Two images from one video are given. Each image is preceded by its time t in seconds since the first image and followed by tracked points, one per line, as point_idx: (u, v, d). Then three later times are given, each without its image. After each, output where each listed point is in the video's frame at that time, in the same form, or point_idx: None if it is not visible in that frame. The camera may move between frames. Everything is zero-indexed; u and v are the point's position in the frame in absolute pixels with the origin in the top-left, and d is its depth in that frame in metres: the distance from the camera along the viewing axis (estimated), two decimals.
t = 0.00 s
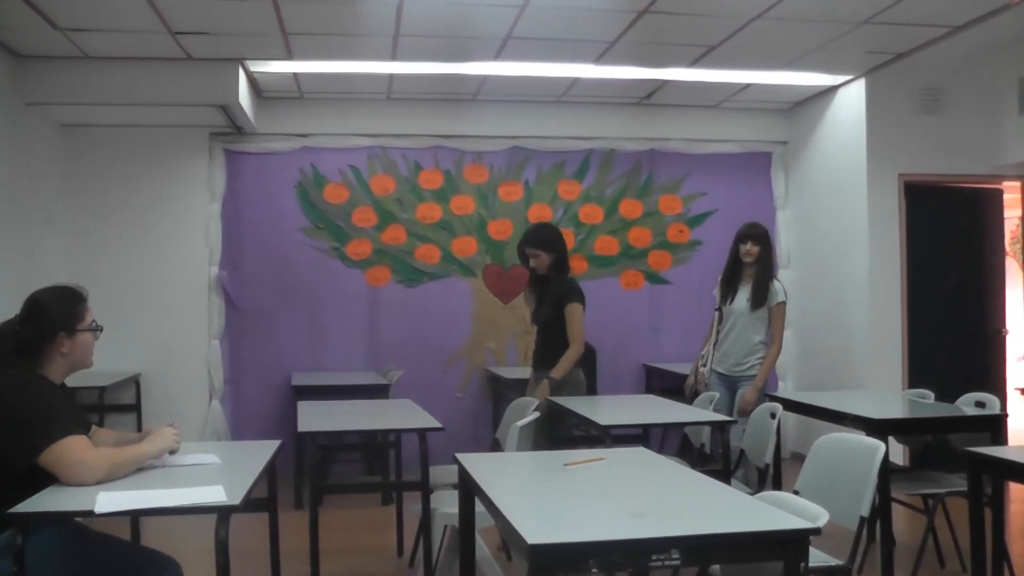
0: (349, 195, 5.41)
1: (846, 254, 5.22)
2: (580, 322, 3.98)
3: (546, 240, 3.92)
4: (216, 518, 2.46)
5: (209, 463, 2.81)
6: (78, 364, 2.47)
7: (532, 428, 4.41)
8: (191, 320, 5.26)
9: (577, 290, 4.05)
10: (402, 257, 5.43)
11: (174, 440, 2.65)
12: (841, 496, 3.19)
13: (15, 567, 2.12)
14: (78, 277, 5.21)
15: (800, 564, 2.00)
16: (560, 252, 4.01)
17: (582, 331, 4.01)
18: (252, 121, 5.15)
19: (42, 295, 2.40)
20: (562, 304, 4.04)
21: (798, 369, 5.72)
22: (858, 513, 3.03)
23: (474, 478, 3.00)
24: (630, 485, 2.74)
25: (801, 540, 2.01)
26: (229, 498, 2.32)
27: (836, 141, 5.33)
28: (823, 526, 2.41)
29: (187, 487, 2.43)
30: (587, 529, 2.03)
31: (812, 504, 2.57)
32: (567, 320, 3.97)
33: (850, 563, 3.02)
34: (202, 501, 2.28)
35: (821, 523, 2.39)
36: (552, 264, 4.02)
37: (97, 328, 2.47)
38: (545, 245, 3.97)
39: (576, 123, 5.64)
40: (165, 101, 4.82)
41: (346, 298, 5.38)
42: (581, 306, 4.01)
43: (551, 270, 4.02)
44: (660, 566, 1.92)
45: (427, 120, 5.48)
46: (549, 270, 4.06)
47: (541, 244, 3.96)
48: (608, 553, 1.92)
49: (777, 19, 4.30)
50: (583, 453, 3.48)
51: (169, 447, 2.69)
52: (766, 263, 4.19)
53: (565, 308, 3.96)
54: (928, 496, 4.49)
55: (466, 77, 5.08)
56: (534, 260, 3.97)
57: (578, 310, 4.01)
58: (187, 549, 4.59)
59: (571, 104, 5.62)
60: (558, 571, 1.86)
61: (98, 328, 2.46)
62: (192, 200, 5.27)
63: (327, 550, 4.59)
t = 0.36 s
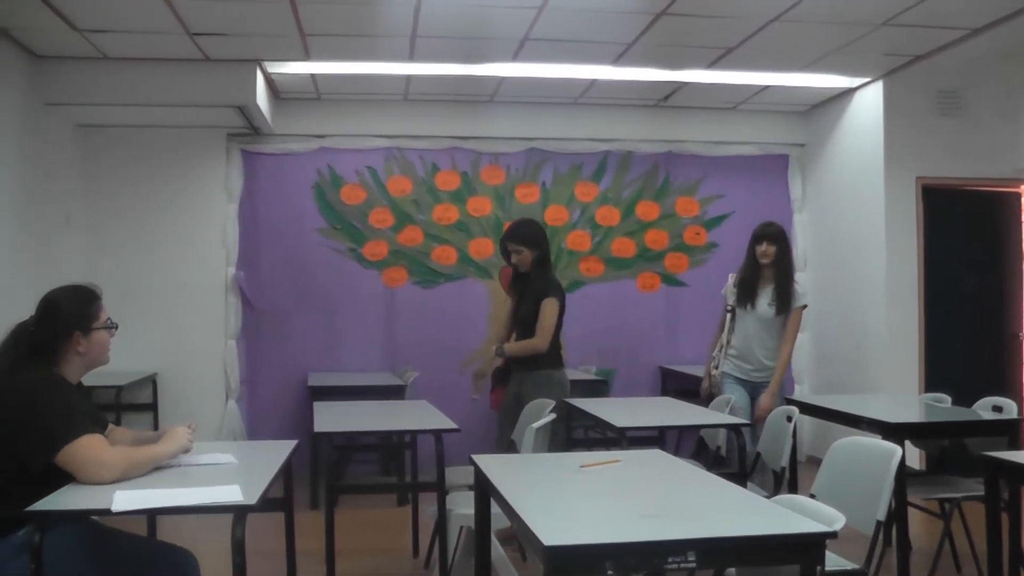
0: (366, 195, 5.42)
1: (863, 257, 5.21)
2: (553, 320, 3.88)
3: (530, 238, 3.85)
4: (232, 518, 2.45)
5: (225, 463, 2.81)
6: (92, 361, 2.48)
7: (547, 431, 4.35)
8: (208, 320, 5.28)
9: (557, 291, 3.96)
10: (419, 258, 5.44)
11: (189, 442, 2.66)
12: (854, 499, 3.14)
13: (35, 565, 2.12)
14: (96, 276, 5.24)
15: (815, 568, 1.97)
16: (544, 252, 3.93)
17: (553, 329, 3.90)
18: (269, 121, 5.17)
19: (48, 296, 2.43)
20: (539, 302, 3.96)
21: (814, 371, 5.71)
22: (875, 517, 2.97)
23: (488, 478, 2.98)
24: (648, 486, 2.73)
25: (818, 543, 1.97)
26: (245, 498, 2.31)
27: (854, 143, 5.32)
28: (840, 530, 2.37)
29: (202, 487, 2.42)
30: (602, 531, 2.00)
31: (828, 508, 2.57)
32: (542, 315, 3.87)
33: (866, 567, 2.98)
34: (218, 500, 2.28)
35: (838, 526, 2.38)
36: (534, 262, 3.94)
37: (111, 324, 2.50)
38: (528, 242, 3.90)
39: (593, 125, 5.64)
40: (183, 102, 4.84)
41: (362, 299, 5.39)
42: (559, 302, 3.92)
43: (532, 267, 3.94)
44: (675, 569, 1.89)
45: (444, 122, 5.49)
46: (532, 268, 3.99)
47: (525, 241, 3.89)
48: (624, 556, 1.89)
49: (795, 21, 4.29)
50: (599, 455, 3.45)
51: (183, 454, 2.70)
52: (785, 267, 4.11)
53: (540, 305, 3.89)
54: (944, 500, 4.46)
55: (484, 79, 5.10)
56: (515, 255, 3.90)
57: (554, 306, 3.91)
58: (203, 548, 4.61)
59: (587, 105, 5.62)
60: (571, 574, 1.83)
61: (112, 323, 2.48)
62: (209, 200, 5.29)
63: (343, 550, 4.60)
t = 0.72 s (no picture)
0: (385, 197, 5.44)
1: (884, 258, 5.18)
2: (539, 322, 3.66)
3: (512, 235, 3.64)
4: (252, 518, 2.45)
5: (244, 463, 2.80)
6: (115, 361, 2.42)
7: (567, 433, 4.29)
8: (228, 321, 5.30)
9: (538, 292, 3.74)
10: (438, 259, 5.45)
11: (205, 439, 2.63)
12: (874, 500, 3.06)
13: (55, 564, 2.10)
14: (118, 277, 5.28)
15: (837, 572, 1.93)
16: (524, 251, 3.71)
17: (538, 331, 3.67)
18: (289, 123, 5.20)
19: (65, 298, 2.39)
20: (520, 303, 3.74)
21: (834, 374, 5.68)
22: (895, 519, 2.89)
23: (506, 475, 2.97)
24: (674, 484, 2.73)
25: (840, 547, 1.93)
26: (265, 498, 2.31)
27: (874, 144, 5.30)
28: (860, 533, 2.33)
29: (223, 487, 2.42)
30: (623, 532, 1.97)
31: (848, 509, 2.51)
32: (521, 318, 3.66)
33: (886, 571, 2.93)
34: (239, 500, 2.27)
35: (858, 530, 2.32)
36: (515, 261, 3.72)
37: (131, 324, 2.46)
38: (509, 240, 3.68)
39: (612, 126, 5.64)
40: (205, 104, 4.86)
41: (382, 300, 5.41)
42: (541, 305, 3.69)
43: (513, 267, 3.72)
44: (696, 572, 1.86)
45: (464, 123, 5.51)
46: (513, 268, 3.76)
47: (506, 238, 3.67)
48: (645, 558, 1.87)
49: (816, 22, 4.27)
50: (619, 458, 3.31)
51: (201, 453, 2.68)
52: (808, 271, 3.97)
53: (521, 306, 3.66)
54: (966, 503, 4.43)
55: (504, 81, 5.11)
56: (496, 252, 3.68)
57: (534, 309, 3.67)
58: (224, 548, 4.63)
59: (606, 107, 5.62)
60: None
61: (133, 323, 2.44)
62: (229, 201, 5.32)
63: (363, 551, 4.62)
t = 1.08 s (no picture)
0: (401, 198, 5.46)
1: (900, 259, 5.17)
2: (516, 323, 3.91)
3: (503, 236, 3.94)
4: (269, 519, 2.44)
5: (262, 463, 2.79)
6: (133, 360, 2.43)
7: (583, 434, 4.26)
8: (245, 321, 5.33)
9: (520, 297, 4.01)
10: (454, 261, 5.47)
11: (227, 442, 2.69)
12: (890, 503, 2.98)
13: (71, 564, 2.10)
14: (134, 279, 5.30)
15: (852, 574, 1.92)
16: (511, 257, 4.01)
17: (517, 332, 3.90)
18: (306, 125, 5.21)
19: (82, 300, 2.39)
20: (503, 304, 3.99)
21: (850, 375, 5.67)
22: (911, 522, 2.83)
23: (520, 473, 2.97)
24: (694, 484, 2.73)
25: (855, 550, 1.93)
26: (281, 498, 2.31)
27: (891, 145, 5.29)
28: (875, 534, 2.28)
29: (241, 487, 2.43)
30: (645, 533, 1.96)
31: (866, 513, 2.42)
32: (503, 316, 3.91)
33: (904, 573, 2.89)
34: (256, 501, 2.27)
35: (875, 533, 2.26)
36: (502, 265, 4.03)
37: (147, 327, 2.45)
38: (499, 243, 3.99)
39: (628, 127, 5.64)
40: (221, 106, 4.88)
41: (398, 301, 5.43)
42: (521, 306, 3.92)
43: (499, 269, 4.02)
44: (712, 572, 1.86)
45: (480, 125, 5.52)
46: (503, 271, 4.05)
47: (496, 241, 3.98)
48: (662, 559, 1.86)
49: (834, 22, 4.26)
50: (633, 459, 3.21)
51: (220, 455, 2.69)
52: (842, 266, 3.78)
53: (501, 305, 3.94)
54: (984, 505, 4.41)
55: (519, 82, 5.11)
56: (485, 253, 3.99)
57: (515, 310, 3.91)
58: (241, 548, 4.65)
59: (623, 108, 5.62)
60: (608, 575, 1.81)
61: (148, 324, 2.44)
62: (246, 202, 5.35)
63: (379, 551, 4.62)
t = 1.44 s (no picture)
0: (415, 199, 5.47)
1: (915, 259, 5.17)
2: (525, 324, 3.83)
3: (513, 237, 3.85)
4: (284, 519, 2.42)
5: (276, 464, 2.78)
6: (144, 362, 2.43)
7: (597, 436, 4.24)
8: (259, 322, 5.34)
9: (529, 298, 3.92)
10: (468, 262, 5.47)
11: (244, 444, 2.70)
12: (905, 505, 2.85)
13: (88, 565, 2.11)
14: (149, 279, 5.32)
15: None
16: (522, 258, 3.91)
17: (525, 332, 3.84)
18: (320, 126, 5.23)
19: (97, 300, 2.39)
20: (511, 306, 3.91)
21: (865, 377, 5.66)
22: (925, 525, 2.70)
23: (531, 473, 2.96)
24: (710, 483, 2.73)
25: (868, 552, 1.90)
26: (297, 499, 2.31)
27: (905, 146, 5.29)
28: (891, 536, 2.22)
29: (256, 488, 2.42)
30: (666, 534, 1.95)
31: (880, 514, 2.39)
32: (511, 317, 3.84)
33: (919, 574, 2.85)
34: (267, 502, 2.27)
35: (890, 534, 2.21)
36: (512, 266, 3.93)
37: (161, 329, 2.46)
38: (510, 244, 3.89)
39: (642, 128, 5.65)
40: (235, 107, 4.89)
41: (412, 303, 5.44)
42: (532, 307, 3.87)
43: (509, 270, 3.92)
44: (727, 574, 1.83)
45: (494, 126, 5.53)
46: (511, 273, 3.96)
47: (507, 241, 3.88)
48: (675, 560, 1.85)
49: (848, 23, 4.26)
50: (648, 459, 3.18)
51: (236, 456, 2.69)
52: (888, 263, 3.28)
53: (510, 305, 3.85)
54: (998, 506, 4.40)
55: (534, 83, 5.12)
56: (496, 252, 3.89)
57: (524, 312, 3.85)
58: (254, 548, 4.66)
59: (638, 110, 5.64)
60: None
61: (162, 326, 2.46)
62: (260, 203, 5.36)
63: (393, 552, 4.62)
